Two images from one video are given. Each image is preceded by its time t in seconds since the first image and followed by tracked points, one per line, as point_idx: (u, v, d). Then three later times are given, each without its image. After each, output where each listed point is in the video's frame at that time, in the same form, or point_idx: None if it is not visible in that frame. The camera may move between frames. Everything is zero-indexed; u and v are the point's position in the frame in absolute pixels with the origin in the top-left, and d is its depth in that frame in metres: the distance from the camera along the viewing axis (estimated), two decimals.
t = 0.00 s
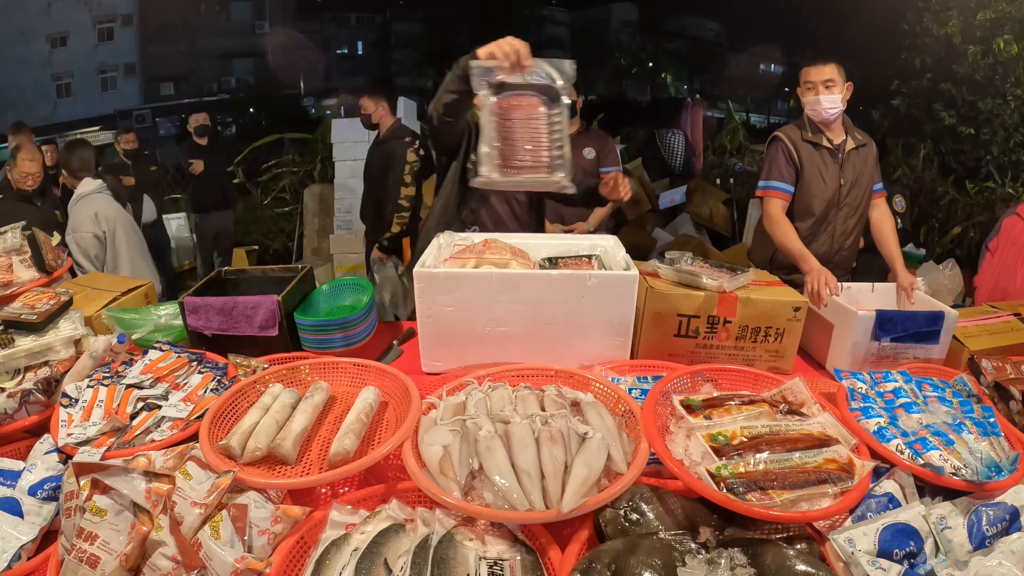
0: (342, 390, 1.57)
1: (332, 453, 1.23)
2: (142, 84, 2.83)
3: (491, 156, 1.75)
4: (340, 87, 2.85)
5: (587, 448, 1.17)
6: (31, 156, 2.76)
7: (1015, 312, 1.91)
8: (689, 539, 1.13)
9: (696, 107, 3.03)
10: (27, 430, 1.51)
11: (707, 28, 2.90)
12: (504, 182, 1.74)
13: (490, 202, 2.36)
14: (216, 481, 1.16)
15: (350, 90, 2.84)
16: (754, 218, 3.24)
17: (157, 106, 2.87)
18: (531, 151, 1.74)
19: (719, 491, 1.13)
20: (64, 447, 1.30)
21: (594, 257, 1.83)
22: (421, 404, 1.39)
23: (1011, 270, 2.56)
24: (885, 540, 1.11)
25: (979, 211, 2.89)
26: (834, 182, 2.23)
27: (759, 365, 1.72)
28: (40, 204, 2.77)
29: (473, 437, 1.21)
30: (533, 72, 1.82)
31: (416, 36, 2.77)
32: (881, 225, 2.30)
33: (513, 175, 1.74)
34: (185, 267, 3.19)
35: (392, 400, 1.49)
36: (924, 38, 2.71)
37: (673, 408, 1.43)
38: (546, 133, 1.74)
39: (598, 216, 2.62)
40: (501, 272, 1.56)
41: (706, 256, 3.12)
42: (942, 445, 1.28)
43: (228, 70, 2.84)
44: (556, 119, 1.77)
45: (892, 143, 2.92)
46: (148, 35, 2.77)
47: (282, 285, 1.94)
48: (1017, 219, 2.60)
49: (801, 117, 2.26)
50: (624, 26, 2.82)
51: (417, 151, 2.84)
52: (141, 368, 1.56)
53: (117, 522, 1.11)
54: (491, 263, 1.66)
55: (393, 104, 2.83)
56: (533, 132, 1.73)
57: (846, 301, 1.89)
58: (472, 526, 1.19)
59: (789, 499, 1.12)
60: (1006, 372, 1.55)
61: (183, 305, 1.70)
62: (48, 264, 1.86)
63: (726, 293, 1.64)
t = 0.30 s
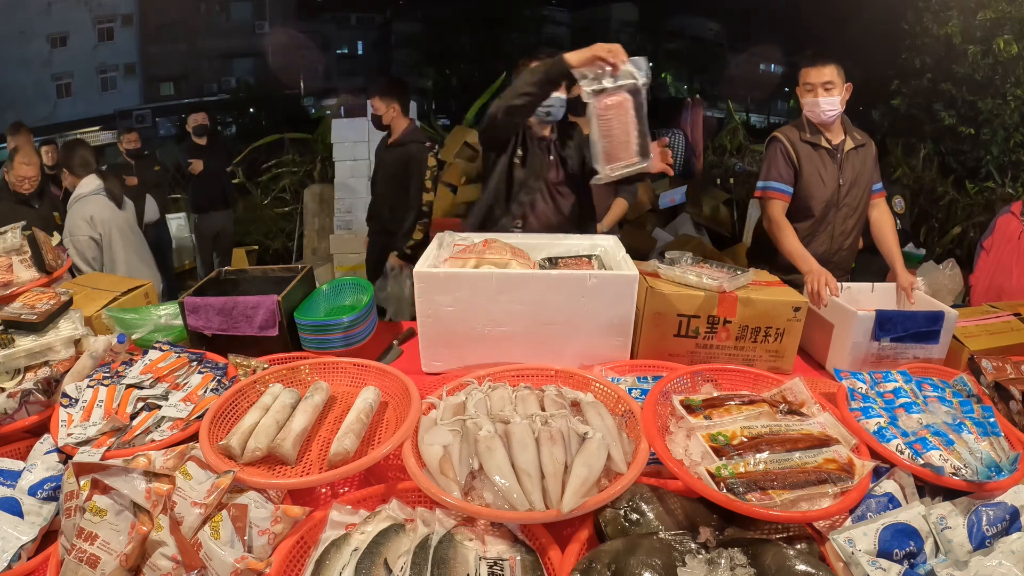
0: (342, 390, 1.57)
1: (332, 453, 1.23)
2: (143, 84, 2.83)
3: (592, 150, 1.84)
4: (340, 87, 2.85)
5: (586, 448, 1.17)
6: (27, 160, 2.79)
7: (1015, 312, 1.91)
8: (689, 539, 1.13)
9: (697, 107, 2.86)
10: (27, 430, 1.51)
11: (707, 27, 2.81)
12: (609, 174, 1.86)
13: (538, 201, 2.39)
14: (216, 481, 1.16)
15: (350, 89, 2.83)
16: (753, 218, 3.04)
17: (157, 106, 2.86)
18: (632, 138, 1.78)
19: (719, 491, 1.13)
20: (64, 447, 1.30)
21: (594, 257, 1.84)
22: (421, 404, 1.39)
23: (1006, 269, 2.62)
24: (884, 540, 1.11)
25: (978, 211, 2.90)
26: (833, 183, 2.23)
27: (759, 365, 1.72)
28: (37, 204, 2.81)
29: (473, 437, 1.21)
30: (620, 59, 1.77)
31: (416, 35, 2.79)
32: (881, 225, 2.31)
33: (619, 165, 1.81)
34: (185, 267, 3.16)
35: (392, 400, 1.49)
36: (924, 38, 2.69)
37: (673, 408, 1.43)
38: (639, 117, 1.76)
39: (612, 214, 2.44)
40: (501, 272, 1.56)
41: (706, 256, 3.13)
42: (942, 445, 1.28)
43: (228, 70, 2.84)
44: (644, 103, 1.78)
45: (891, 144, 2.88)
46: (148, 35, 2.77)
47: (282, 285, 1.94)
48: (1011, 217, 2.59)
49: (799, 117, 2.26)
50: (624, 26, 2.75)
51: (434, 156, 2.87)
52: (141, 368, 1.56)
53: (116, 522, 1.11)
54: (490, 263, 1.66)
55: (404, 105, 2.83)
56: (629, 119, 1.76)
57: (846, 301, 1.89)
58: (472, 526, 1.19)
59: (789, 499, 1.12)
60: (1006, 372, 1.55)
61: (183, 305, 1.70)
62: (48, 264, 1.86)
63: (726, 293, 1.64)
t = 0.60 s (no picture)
0: (342, 390, 1.57)
1: (332, 453, 1.23)
2: (143, 84, 2.83)
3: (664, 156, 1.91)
4: (340, 87, 2.86)
5: (586, 448, 1.17)
6: (25, 159, 2.64)
7: (1015, 312, 1.91)
8: (689, 539, 1.13)
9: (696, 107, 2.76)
10: (27, 430, 1.51)
11: (707, 28, 2.79)
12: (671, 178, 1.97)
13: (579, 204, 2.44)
14: (216, 481, 1.16)
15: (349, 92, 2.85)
16: (753, 219, 2.96)
17: (157, 106, 2.86)
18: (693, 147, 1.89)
19: (719, 491, 1.13)
20: (64, 447, 1.30)
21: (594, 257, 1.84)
22: (421, 404, 1.39)
23: (1001, 268, 2.56)
24: (885, 540, 1.11)
25: (979, 211, 2.89)
26: (832, 183, 2.23)
27: (759, 365, 1.72)
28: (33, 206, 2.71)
29: (473, 437, 1.21)
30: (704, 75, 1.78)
31: (416, 35, 2.79)
32: (881, 225, 2.31)
33: (681, 170, 1.93)
34: (185, 267, 3.24)
35: (392, 400, 1.49)
36: (924, 38, 2.69)
37: (673, 408, 1.43)
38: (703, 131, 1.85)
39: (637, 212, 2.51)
40: (501, 272, 1.56)
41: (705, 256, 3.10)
42: (942, 445, 1.28)
43: (228, 70, 2.83)
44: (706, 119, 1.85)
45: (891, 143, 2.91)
46: (148, 35, 2.77)
47: (281, 285, 1.94)
48: (1008, 216, 2.58)
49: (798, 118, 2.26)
50: (624, 26, 2.75)
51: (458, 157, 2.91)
52: (141, 368, 1.56)
53: (117, 522, 1.11)
54: (490, 263, 1.66)
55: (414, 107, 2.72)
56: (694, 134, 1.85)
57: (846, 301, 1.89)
58: (472, 526, 1.19)
59: (789, 499, 1.12)
60: (1006, 372, 1.55)
61: (183, 305, 1.70)
62: (48, 264, 1.86)
63: (726, 293, 1.64)
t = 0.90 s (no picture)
0: (342, 390, 1.57)
1: (332, 453, 1.23)
2: (143, 84, 2.83)
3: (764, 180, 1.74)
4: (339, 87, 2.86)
5: (586, 448, 1.17)
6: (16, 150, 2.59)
7: (1015, 312, 1.91)
8: (689, 539, 1.13)
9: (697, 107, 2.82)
10: (27, 430, 1.51)
11: (707, 28, 2.79)
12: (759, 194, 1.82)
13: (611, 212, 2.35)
14: (216, 481, 1.16)
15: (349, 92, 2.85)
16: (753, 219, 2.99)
17: (157, 106, 2.85)
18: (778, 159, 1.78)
19: (719, 491, 1.13)
20: (64, 447, 1.30)
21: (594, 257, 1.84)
22: (421, 404, 1.39)
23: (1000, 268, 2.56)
24: (885, 540, 1.11)
25: (978, 211, 2.88)
26: (831, 183, 2.24)
27: (759, 365, 1.72)
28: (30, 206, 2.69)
29: (473, 437, 1.21)
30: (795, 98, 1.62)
31: (416, 36, 2.79)
32: (881, 224, 2.31)
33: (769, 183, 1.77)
34: (184, 267, 3.23)
35: (392, 400, 1.49)
36: (924, 38, 2.69)
37: (673, 408, 1.43)
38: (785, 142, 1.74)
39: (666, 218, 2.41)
40: (500, 272, 1.56)
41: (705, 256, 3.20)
42: (942, 445, 1.28)
43: (228, 70, 2.83)
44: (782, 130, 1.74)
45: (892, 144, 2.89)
46: (148, 35, 2.77)
47: (281, 285, 1.94)
48: (1005, 216, 2.57)
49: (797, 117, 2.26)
50: (624, 26, 2.73)
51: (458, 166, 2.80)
52: (141, 368, 1.56)
53: (116, 522, 1.11)
54: (490, 263, 1.66)
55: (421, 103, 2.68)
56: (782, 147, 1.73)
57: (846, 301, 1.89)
58: (472, 526, 1.19)
59: (789, 499, 1.12)
60: (1006, 372, 1.55)
61: (183, 305, 1.70)
62: (48, 264, 1.86)
63: (726, 293, 1.64)
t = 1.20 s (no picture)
0: (342, 390, 1.57)
1: (332, 453, 1.23)
2: (143, 84, 2.83)
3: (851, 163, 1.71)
4: (340, 87, 2.87)
5: (586, 448, 1.17)
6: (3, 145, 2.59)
7: (1015, 312, 1.91)
8: (689, 539, 1.13)
9: (697, 107, 2.79)
10: (27, 430, 1.51)
11: (707, 28, 2.80)
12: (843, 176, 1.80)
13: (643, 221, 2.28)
14: (216, 481, 1.16)
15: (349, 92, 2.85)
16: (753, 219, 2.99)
17: (157, 106, 2.85)
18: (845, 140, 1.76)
19: (719, 491, 1.13)
20: (64, 447, 1.30)
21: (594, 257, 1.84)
22: (421, 404, 1.39)
23: (1000, 267, 2.57)
24: (885, 540, 1.11)
25: (979, 211, 2.88)
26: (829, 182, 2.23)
27: (760, 365, 1.72)
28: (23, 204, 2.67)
29: (473, 437, 1.21)
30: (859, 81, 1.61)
31: (416, 36, 2.79)
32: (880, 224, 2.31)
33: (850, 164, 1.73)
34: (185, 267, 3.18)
35: (392, 400, 1.49)
36: (924, 38, 2.66)
37: (673, 408, 1.43)
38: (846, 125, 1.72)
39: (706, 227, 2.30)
40: (500, 272, 1.56)
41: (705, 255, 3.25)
42: (942, 445, 1.28)
43: (228, 70, 2.83)
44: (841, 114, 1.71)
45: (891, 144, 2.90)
46: (149, 35, 2.77)
47: (281, 285, 1.94)
48: (1004, 216, 2.57)
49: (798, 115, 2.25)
50: (624, 26, 2.79)
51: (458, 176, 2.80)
52: (141, 368, 1.56)
53: (116, 522, 1.11)
54: (490, 263, 1.66)
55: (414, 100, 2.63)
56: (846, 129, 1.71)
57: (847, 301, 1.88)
58: (472, 526, 1.19)
59: (789, 499, 1.12)
60: (1006, 372, 1.55)
61: (183, 305, 1.70)
62: (48, 264, 1.86)
63: (726, 293, 1.64)
